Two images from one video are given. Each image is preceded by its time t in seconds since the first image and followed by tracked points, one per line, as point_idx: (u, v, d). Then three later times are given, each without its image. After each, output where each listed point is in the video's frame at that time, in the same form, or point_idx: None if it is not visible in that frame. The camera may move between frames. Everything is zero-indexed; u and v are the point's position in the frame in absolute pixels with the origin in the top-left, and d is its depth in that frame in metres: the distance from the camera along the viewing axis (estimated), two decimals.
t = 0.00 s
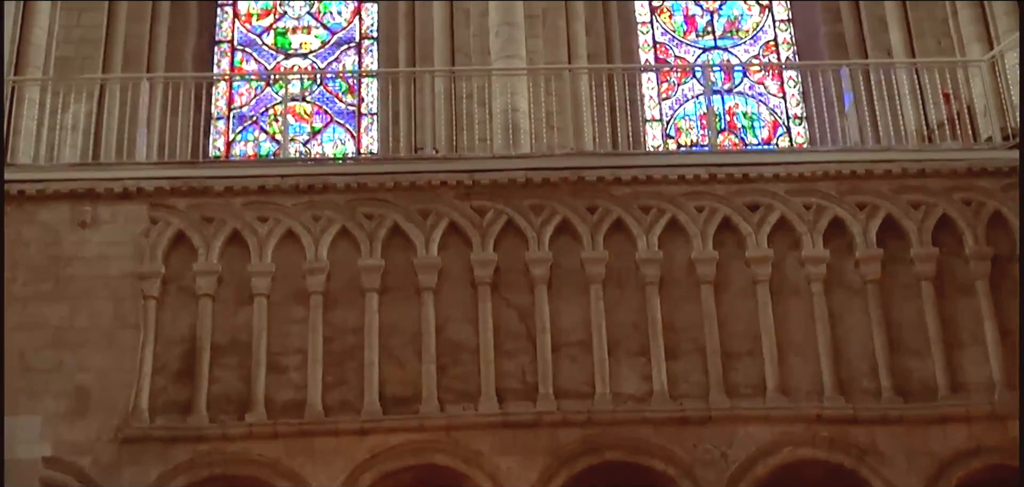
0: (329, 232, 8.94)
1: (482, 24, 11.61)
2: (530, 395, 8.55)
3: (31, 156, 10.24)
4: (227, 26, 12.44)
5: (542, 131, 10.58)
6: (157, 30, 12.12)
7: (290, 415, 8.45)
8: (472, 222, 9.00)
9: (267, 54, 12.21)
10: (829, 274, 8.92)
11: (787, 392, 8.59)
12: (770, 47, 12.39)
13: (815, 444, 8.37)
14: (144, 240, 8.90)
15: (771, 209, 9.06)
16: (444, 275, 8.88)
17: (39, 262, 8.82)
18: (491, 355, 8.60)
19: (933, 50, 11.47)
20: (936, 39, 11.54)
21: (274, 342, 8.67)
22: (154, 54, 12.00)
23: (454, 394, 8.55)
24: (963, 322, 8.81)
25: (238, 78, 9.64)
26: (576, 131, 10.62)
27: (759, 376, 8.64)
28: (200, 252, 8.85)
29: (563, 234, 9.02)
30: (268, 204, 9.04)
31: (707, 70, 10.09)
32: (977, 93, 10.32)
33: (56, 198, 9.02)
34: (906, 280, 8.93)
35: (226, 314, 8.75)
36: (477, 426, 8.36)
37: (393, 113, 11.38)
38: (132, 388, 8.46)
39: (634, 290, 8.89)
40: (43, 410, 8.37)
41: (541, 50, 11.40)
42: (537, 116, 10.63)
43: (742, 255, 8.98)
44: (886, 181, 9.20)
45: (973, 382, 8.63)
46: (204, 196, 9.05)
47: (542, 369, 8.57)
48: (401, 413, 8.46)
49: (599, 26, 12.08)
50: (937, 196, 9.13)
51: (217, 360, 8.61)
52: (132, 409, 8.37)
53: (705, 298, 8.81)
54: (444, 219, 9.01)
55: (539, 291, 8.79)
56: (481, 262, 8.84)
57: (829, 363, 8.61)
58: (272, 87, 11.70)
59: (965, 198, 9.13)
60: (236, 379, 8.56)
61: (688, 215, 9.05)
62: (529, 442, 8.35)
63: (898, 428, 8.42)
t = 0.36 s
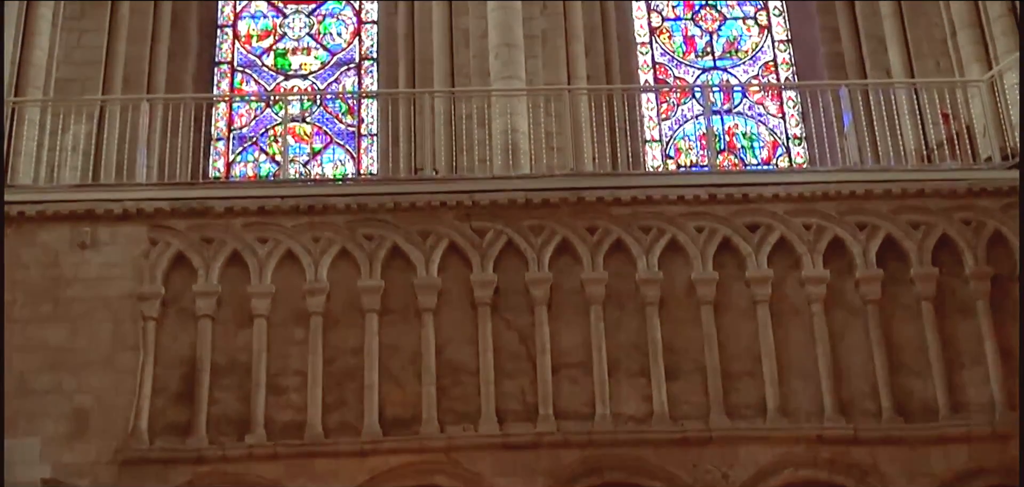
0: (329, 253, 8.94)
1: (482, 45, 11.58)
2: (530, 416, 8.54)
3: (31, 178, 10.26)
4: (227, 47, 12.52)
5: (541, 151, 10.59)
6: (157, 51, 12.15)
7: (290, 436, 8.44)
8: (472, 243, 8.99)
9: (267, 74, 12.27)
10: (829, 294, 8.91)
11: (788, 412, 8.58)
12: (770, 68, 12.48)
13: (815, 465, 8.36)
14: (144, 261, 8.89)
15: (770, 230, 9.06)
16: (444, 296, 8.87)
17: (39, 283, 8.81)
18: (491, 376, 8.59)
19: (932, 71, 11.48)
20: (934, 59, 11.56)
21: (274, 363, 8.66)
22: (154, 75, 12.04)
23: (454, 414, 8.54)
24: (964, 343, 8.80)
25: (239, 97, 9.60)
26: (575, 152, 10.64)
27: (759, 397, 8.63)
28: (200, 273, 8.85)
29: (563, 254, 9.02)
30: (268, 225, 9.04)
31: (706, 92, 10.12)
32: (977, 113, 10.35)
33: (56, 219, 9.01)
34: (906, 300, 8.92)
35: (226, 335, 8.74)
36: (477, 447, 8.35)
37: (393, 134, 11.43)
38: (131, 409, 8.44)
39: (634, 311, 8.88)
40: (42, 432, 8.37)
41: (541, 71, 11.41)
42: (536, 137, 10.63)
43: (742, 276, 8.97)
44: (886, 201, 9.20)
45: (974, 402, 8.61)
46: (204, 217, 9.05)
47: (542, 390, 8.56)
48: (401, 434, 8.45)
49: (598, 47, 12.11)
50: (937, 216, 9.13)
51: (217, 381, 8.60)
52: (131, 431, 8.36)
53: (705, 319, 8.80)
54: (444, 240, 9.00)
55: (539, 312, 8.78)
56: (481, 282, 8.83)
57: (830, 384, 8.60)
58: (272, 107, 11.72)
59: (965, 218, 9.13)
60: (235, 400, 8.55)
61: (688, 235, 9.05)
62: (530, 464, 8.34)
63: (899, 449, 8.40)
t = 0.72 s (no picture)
0: (329, 272, 8.93)
1: (482, 65, 11.54)
2: (530, 436, 8.52)
3: (30, 198, 10.26)
4: (227, 67, 12.54)
5: (540, 171, 10.55)
6: (157, 72, 12.22)
7: (289, 457, 8.41)
8: (471, 263, 8.98)
9: (267, 95, 12.30)
10: (829, 314, 8.90)
11: (788, 432, 8.55)
12: (769, 87, 12.51)
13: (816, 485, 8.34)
14: (144, 281, 8.87)
15: (770, 249, 9.06)
16: (444, 316, 8.86)
17: (39, 304, 8.80)
18: (491, 396, 8.57)
19: (932, 92, 11.49)
20: (934, 81, 11.57)
21: (273, 383, 8.64)
22: (154, 96, 12.09)
23: (454, 435, 8.52)
24: (964, 362, 8.79)
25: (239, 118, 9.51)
26: (575, 172, 10.64)
27: (760, 416, 8.60)
28: (200, 293, 8.83)
29: (563, 274, 9.01)
30: (268, 245, 9.04)
31: (706, 111, 10.09)
32: (977, 133, 10.33)
33: (56, 240, 9.00)
34: (907, 320, 8.90)
35: (225, 356, 8.73)
36: (477, 467, 8.33)
37: (392, 154, 11.41)
38: (131, 429, 8.42)
39: (634, 331, 8.86)
40: (41, 453, 8.35)
41: (540, 90, 11.39)
42: (536, 157, 10.61)
43: (742, 295, 8.96)
44: (886, 221, 9.20)
45: (975, 422, 8.59)
46: (204, 237, 9.04)
47: (542, 410, 8.54)
48: (401, 454, 8.42)
49: (598, 66, 12.13)
50: (937, 235, 9.13)
51: (216, 401, 8.58)
52: (130, 451, 8.34)
53: (705, 339, 8.79)
54: (444, 259, 8.99)
55: (539, 332, 8.77)
56: (481, 302, 8.82)
57: (830, 403, 8.58)
58: (272, 127, 11.79)
59: (965, 237, 9.13)
60: (235, 420, 8.53)
61: (688, 255, 9.04)
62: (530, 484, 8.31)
63: (900, 469, 8.38)
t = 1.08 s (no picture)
0: (328, 293, 8.92)
1: (482, 86, 11.50)
2: (530, 457, 8.50)
3: (30, 219, 10.27)
4: (227, 88, 12.57)
5: (540, 192, 10.55)
6: (157, 93, 12.23)
7: (288, 478, 8.39)
8: (471, 283, 8.98)
9: (267, 116, 12.33)
10: (829, 335, 8.89)
11: (789, 453, 8.53)
12: (769, 108, 12.54)
13: None
14: (143, 302, 8.86)
15: (770, 270, 9.06)
16: (444, 337, 8.85)
17: (38, 325, 8.79)
18: (491, 417, 8.56)
19: (931, 112, 11.52)
20: (933, 100, 11.60)
21: (273, 404, 8.62)
22: (154, 117, 12.11)
23: (453, 456, 8.50)
24: (964, 383, 8.77)
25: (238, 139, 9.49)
26: (574, 194, 10.68)
27: (760, 437, 8.58)
28: (200, 314, 8.82)
29: (563, 295, 9.00)
30: (268, 265, 9.03)
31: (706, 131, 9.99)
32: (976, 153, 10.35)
33: (56, 260, 9.00)
34: (907, 340, 8.89)
35: (225, 377, 8.71)
36: None
37: (392, 175, 11.47)
38: (130, 451, 8.40)
39: (634, 351, 8.85)
40: (41, 474, 8.33)
41: (540, 112, 11.38)
42: (536, 179, 10.60)
43: (742, 316, 8.95)
44: (886, 241, 9.19)
45: (976, 443, 8.56)
46: (204, 258, 9.04)
47: (542, 431, 8.52)
48: (400, 475, 8.40)
49: (597, 88, 12.17)
50: (937, 256, 9.13)
51: (215, 422, 8.56)
52: (129, 472, 8.32)
53: (705, 359, 8.78)
54: (443, 280, 8.99)
55: (539, 353, 8.76)
56: (480, 323, 8.81)
57: (831, 424, 8.56)
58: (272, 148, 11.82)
59: (965, 257, 9.12)
60: (234, 441, 8.51)
61: (688, 276, 9.04)
62: None
63: None
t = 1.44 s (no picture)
0: (328, 315, 8.92)
1: (482, 107, 11.60)
2: (530, 479, 8.49)
3: (30, 241, 10.28)
4: (227, 109, 12.67)
5: (540, 214, 10.57)
6: (157, 114, 12.22)
7: None
8: (471, 305, 8.98)
9: (267, 138, 12.41)
10: (829, 356, 8.88)
11: (790, 475, 8.52)
12: (768, 130, 12.57)
13: None
14: (143, 324, 8.86)
15: (770, 291, 9.05)
16: (444, 359, 8.84)
17: (38, 347, 8.79)
18: (491, 439, 8.54)
19: (931, 133, 11.52)
20: (933, 121, 11.61)
21: (272, 426, 8.61)
22: (155, 138, 12.09)
23: (454, 478, 8.48)
24: (965, 404, 8.75)
25: (238, 161, 9.50)
26: (574, 215, 10.68)
27: (761, 459, 8.57)
28: (200, 336, 8.83)
29: (563, 317, 9.00)
30: (268, 287, 9.03)
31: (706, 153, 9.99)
32: (975, 174, 10.40)
33: (56, 283, 9.00)
34: (907, 361, 8.88)
35: (224, 399, 8.70)
36: None
37: (391, 196, 11.50)
38: (129, 473, 8.39)
39: (634, 373, 8.84)
40: None
41: (539, 133, 11.42)
42: (536, 200, 10.60)
43: (742, 337, 8.94)
44: (886, 262, 9.19)
45: (977, 464, 8.54)
46: (204, 279, 9.04)
47: (542, 453, 8.51)
48: None
49: (597, 109, 12.08)
50: (937, 277, 9.13)
51: (215, 444, 8.55)
52: None
53: (705, 381, 8.76)
54: (443, 302, 8.98)
55: (539, 375, 8.75)
56: (480, 345, 8.80)
57: (831, 446, 8.55)
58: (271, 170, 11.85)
59: (965, 279, 9.12)
60: (234, 464, 8.49)
61: (688, 297, 9.04)
62: None
63: None
